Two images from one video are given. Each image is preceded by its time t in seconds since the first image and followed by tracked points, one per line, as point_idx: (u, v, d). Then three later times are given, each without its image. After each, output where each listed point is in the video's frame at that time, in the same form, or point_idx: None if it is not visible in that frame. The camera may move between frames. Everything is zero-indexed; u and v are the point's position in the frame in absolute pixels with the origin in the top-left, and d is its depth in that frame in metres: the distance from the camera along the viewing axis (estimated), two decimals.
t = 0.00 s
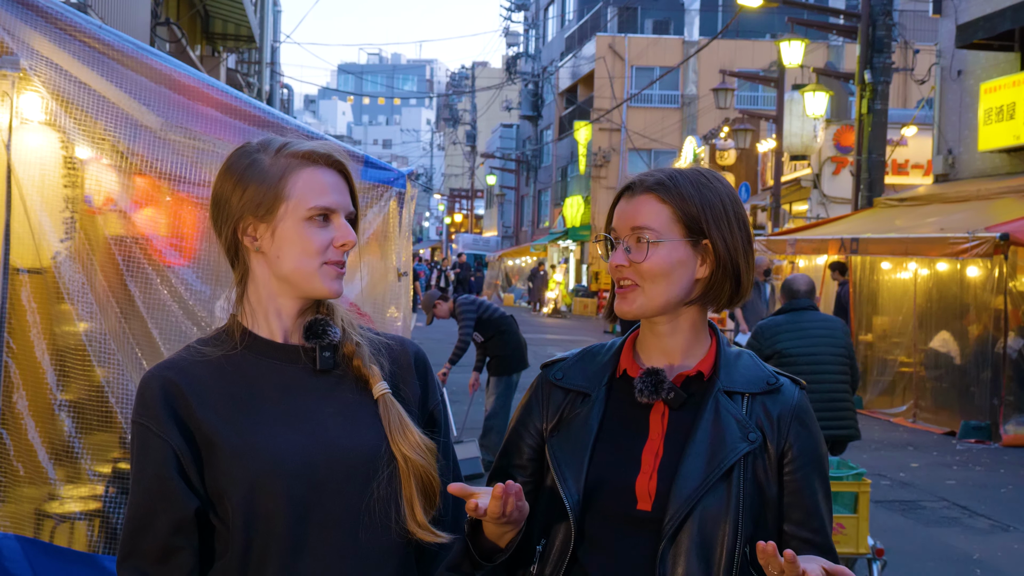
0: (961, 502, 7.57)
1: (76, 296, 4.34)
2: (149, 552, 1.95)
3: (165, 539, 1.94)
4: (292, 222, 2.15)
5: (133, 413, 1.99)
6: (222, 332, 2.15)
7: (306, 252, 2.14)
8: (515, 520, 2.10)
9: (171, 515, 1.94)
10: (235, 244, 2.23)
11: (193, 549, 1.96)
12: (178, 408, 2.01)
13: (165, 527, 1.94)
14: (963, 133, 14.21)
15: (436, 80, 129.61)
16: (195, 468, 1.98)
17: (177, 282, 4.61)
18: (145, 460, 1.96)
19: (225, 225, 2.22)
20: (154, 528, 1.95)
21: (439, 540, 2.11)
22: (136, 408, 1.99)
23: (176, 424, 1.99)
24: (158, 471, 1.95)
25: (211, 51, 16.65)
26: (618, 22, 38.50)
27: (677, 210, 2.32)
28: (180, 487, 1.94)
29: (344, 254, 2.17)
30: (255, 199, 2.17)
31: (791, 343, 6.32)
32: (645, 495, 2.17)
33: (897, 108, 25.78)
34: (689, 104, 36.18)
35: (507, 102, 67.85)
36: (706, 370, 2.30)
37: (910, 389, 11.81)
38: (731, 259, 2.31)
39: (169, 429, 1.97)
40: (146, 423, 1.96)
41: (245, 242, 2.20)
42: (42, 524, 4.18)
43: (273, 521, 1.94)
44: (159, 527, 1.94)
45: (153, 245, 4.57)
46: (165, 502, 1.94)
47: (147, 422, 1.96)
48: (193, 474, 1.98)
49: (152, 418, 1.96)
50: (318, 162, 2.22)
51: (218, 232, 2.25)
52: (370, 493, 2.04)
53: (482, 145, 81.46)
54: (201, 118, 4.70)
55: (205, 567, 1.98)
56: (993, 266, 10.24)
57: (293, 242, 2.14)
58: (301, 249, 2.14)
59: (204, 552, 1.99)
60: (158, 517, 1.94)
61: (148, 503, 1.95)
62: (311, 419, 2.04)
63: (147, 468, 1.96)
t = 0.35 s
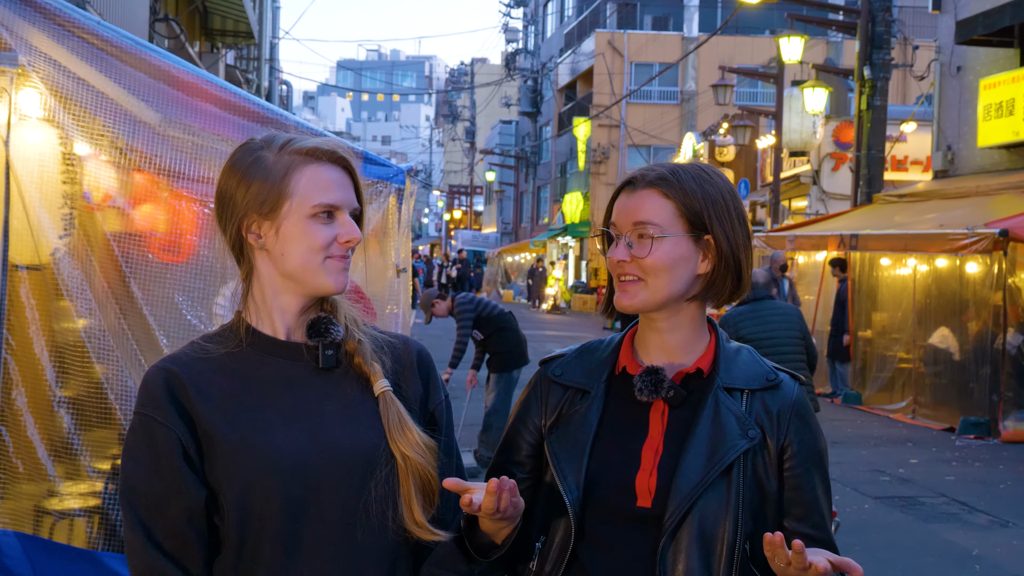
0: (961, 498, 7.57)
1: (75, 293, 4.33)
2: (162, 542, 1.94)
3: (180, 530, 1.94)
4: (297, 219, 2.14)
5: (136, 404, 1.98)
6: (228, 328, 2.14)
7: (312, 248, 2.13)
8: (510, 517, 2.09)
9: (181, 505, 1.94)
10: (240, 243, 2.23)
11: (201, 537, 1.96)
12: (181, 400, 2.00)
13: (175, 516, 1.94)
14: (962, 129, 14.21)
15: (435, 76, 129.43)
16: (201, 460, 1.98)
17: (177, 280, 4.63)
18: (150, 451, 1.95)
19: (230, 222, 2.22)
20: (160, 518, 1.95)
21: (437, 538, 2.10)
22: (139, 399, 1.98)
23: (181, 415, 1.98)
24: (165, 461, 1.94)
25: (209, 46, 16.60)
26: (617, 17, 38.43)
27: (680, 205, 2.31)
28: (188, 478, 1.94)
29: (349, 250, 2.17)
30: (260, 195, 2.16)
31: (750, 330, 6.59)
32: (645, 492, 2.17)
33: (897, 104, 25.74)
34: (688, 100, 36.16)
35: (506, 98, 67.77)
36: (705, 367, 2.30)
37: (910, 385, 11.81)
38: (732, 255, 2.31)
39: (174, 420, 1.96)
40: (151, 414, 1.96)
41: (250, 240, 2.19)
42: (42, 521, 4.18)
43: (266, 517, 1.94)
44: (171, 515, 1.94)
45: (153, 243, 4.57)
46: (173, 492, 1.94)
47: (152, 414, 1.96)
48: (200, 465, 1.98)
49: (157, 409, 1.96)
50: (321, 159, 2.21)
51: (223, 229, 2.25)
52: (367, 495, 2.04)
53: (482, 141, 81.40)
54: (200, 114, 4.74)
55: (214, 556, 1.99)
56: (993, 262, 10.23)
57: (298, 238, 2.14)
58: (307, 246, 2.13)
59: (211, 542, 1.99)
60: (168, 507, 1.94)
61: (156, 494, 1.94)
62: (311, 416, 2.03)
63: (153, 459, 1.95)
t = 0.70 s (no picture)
0: (961, 495, 7.57)
1: (74, 289, 4.32)
2: (169, 535, 1.94)
3: (186, 525, 1.95)
4: (312, 211, 2.14)
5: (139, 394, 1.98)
6: (236, 323, 2.14)
7: (330, 239, 2.13)
8: None
9: (183, 497, 1.94)
10: (252, 236, 2.23)
11: (200, 530, 1.97)
12: (184, 392, 2.00)
13: (179, 508, 1.94)
14: (962, 126, 14.20)
15: (435, 72, 129.33)
16: (203, 452, 1.98)
17: (176, 277, 4.62)
18: (153, 442, 1.96)
19: (242, 216, 2.21)
20: (167, 512, 1.95)
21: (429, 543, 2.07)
22: (144, 390, 1.98)
23: (183, 407, 1.98)
24: (169, 452, 1.95)
25: (209, 43, 16.57)
26: (617, 14, 38.38)
27: (692, 196, 2.34)
28: (189, 470, 1.94)
29: (360, 242, 2.17)
30: (275, 187, 2.16)
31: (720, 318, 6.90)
32: (643, 490, 2.16)
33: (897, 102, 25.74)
34: (688, 97, 36.15)
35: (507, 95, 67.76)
36: (700, 362, 2.29)
37: (909, 382, 11.80)
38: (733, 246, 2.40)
39: (177, 411, 1.96)
40: (155, 405, 1.96)
41: (261, 234, 2.19)
42: (42, 517, 4.18)
43: (257, 515, 1.94)
44: (175, 507, 1.95)
45: (153, 239, 4.56)
46: (176, 485, 1.94)
47: (156, 405, 1.96)
48: (200, 456, 1.98)
49: (161, 400, 1.96)
50: (332, 152, 2.21)
51: (235, 223, 2.24)
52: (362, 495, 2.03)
53: (482, 138, 81.35)
54: (200, 111, 4.72)
55: (211, 548, 1.99)
56: (993, 259, 10.23)
57: (317, 230, 2.13)
58: (323, 237, 2.13)
59: (209, 536, 1.99)
60: (171, 499, 1.95)
61: (159, 486, 1.95)
62: (309, 414, 2.02)
63: (157, 451, 1.96)
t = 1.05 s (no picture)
0: (960, 488, 7.59)
1: (74, 281, 4.32)
2: (173, 527, 1.94)
3: (191, 516, 1.95)
4: (315, 200, 2.13)
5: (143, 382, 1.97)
6: (242, 311, 2.14)
7: (332, 228, 2.12)
8: None
9: (189, 488, 1.94)
10: (255, 224, 2.22)
11: (204, 520, 1.96)
12: (191, 381, 1.99)
13: (184, 500, 1.94)
14: (963, 119, 14.18)
15: (435, 65, 129.10)
16: (209, 442, 1.97)
17: (177, 270, 4.61)
18: (159, 431, 1.95)
19: (247, 205, 2.20)
20: (168, 502, 1.95)
21: (433, 540, 2.06)
22: (149, 377, 1.97)
23: (189, 396, 1.97)
24: (174, 442, 1.94)
25: (209, 36, 16.51)
26: (618, 7, 38.30)
27: (686, 186, 2.35)
28: (194, 460, 1.94)
29: (364, 232, 2.15)
30: (278, 176, 2.15)
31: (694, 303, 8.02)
32: (639, 480, 2.14)
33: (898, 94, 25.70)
34: (689, 89, 36.09)
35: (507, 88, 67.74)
36: (691, 351, 2.28)
37: (909, 374, 11.80)
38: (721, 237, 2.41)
39: (183, 401, 1.95)
40: (161, 393, 1.95)
41: (265, 223, 2.19)
42: (42, 510, 4.18)
43: (263, 506, 1.94)
44: (180, 499, 1.94)
45: (152, 232, 4.55)
46: (181, 475, 1.94)
47: (162, 393, 1.95)
48: (207, 446, 1.97)
49: (167, 389, 1.95)
50: (337, 140, 2.20)
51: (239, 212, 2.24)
52: (369, 486, 2.03)
53: (482, 131, 81.27)
54: (200, 103, 4.71)
55: (215, 538, 1.99)
56: (993, 252, 10.22)
57: (320, 219, 2.12)
58: (327, 227, 2.12)
59: (213, 525, 1.98)
60: (176, 490, 1.94)
61: (164, 475, 1.95)
62: (312, 404, 2.01)
63: (163, 442, 1.95)
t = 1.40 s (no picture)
0: (961, 480, 7.59)
1: (75, 274, 4.31)
2: (175, 517, 1.93)
3: (192, 506, 1.93)
4: (290, 183, 2.17)
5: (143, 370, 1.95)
6: (236, 300, 2.14)
7: (302, 209, 2.13)
8: None
9: (192, 479, 1.93)
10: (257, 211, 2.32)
11: (206, 511, 1.95)
12: (193, 370, 1.97)
13: (187, 490, 1.93)
14: (964, 111, 14.15)
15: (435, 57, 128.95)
16: (212, 431, 1.96)
17: (176, 263, 4.62)
18: (161, 420, 1.93)
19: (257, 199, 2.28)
20: (169, 491, 1.93)
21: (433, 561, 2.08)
22: (150, 366, 1.95)
23: (191, 386, 1.96)
24: (178, 432, 1.92)
25: (209, 28, 16.45)
26: None
27: (682, 176, 2.34)
28: (198, 450, 1.92)
29: (334, 217, 2.14)
30: (266, 159, 2.25)
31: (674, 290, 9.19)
32: (639, 472, 2.14)
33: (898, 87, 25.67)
34: (689, 82, 36.06)
35: (507, 80, 67.61)
36: (690, 343, 2.27)
37: (910, 366, 11.80)
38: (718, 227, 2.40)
39: (185, 390, 1.93)
40: (163, 383, 1.93)
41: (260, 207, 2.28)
42: (43, 502, 4.18)
43: (264, 497, 1.93)
44: (184, 489, 1.93)
45: (152, 224, 4.56)
46: (184, 466, 1.92)
47: (163, 383, 1.93)
48: (210, 435, 1.96)
49: (168, 378, 1.93)
50: (325, 127, 2.23)
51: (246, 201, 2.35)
52: (369, 477, 2.03)
53: (483, 124, 81.21)
54: (200, 95, 4.70)
55: (216, 528, 1.97)
56: (994, 244, 10.21)
57: (292, 200, 2.15)
58: (296, 209, 2.13)
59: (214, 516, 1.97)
60: (180, 479, 1.93)
61: (166, 465, 1.93)
62: (314, 397, 2.01)
63: (166, 431, 1.93)
